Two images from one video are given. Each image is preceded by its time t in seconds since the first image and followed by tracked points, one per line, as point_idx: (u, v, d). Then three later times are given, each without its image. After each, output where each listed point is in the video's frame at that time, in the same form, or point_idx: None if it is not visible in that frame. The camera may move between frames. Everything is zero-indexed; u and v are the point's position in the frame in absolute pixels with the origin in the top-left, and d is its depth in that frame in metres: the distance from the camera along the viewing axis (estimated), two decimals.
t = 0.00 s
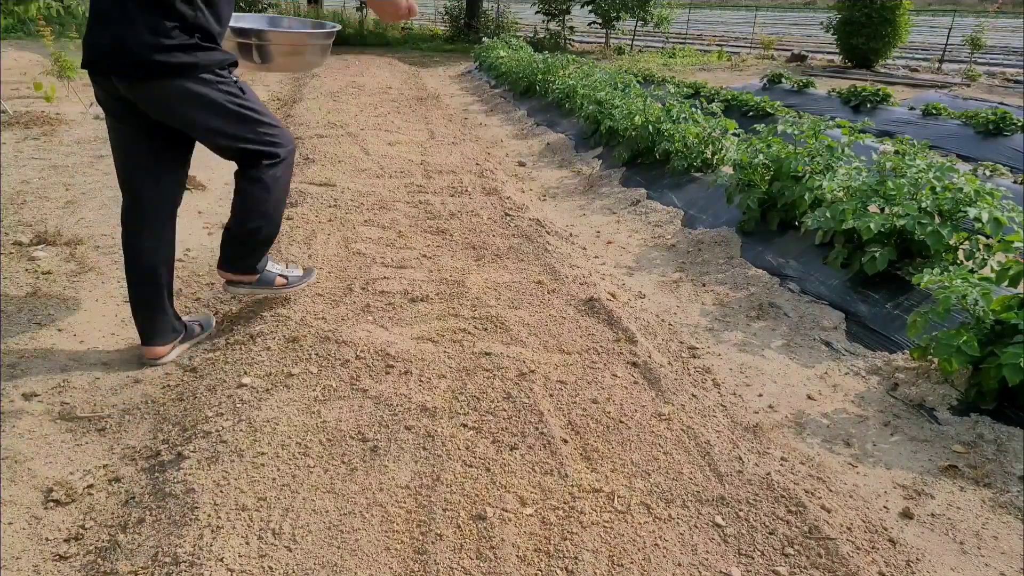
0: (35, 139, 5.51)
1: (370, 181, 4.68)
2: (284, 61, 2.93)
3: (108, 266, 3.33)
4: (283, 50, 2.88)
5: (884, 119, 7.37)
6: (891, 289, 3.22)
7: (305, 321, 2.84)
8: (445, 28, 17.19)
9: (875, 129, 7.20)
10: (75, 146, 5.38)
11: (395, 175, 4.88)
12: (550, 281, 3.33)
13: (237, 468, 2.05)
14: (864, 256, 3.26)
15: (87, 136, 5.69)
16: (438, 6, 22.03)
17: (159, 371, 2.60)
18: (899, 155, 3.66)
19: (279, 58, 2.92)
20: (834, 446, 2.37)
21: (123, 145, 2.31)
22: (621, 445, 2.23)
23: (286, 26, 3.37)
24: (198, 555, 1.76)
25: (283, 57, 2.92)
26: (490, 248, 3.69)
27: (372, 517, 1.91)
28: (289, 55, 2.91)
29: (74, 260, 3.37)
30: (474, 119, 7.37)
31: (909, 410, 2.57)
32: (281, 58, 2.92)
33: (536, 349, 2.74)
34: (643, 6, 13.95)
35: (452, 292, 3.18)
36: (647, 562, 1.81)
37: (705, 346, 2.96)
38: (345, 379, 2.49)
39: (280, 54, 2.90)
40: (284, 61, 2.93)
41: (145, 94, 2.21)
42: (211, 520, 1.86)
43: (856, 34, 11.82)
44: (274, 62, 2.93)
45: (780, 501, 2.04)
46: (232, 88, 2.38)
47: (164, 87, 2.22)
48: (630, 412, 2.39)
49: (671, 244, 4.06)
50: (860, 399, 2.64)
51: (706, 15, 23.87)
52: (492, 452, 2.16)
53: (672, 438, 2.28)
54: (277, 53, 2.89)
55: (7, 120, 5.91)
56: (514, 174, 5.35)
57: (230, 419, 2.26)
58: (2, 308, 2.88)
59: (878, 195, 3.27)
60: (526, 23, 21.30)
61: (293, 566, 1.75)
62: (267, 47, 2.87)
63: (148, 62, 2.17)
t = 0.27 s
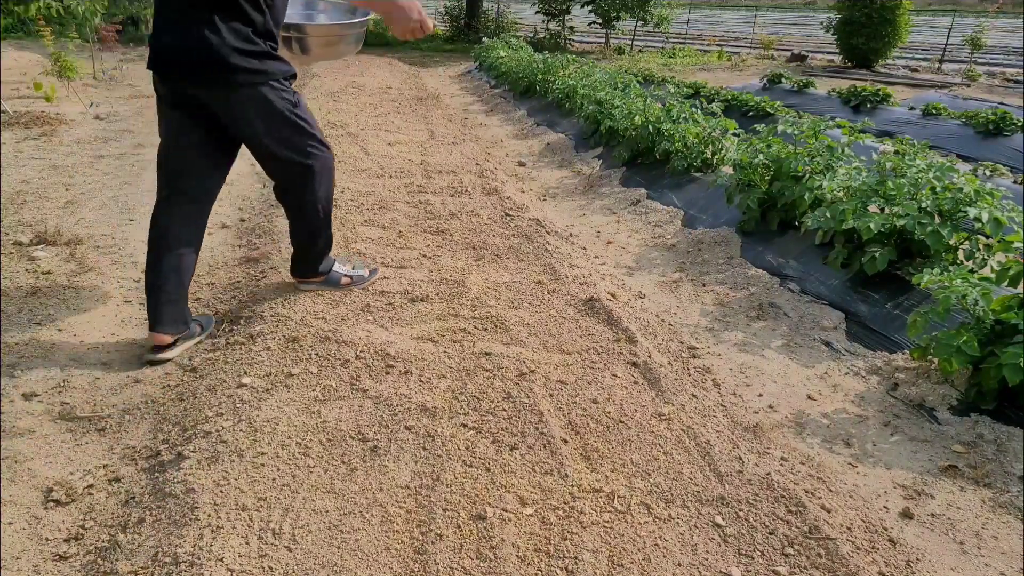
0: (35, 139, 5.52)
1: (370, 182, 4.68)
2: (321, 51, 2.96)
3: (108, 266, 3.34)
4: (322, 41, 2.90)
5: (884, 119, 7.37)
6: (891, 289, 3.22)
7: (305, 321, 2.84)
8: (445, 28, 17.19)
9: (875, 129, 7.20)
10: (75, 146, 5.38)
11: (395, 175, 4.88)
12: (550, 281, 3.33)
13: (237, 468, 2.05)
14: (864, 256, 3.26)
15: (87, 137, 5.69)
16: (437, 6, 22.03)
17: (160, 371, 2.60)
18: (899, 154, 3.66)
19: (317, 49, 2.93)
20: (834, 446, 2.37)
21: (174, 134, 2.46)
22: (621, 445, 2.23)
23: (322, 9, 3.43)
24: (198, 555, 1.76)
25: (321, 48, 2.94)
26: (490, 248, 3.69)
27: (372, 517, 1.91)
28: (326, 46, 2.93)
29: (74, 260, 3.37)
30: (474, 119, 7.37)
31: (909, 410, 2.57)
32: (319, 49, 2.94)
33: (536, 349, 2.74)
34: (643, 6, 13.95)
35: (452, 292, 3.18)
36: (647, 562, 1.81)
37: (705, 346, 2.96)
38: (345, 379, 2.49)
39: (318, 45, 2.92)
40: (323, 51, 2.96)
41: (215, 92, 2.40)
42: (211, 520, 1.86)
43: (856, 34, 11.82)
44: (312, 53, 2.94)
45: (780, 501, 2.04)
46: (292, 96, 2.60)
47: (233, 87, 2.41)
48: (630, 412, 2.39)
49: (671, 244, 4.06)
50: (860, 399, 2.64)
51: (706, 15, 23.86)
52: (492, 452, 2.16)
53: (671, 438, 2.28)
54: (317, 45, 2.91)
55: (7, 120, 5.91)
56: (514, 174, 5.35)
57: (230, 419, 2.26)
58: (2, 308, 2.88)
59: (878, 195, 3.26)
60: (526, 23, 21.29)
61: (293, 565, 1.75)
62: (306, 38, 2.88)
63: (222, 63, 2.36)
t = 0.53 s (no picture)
0: (35, 139, 5.52)
1: (370, 182, 4.68)
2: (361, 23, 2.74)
3: (108, 266, 3.33)
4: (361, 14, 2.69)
5: (884, 119, 7.37)
6: (891, 289, 3.22)
7: (305, 321, 2.84)
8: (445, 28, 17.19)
9: (875, 129, 7.21)
10: (75, 146, 5.38)
11: (395, 174, 4.88)
12: (550, 281, 3.33)
13: (237, 468, 2.05)
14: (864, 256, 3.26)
15: (86, 136, 5.69)
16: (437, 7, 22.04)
17: (160, 371, 2.60)
18: (899, 154, 3.66)
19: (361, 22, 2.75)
20: (835, 446, 2.37)
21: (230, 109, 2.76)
22: (621, 445, 2.23)
23: None
24: (198, 555, 1.76)
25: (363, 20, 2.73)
26: (490, 248, 3.69)
27: (372, 517, 1.91)
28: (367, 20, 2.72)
29: (74, 260, 3.37)
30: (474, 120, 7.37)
31: (909, 410, 2.57)
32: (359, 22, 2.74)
33: (536, 349, 2.74)
34: (643, 6, 13.95)
35: (452, 292, 3.18)
36: (647, 562, 1.81)
37: (705, 346, 2.96)
38: (345, 379, 2.49)
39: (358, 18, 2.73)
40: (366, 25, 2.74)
41: (255, 73, 2.60)
42: (211, 520, 1.86)
43: (856, 34, 11.82)
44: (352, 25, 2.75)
45: (780, 501, 2.04)
46: (327, 93, 2.72)
47: (276, 75, 2.60)
48: (630, 412, 2.39)
49: (671, 244, 4.06)
50: (860, 399, 2.64)
51: (706, 15, 23.86)
52: (492, 452, 2.16)
53: (671, 438, 2.28)
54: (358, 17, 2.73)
55: (7, 120, 5.91)
56: (514, 174, 5.35)
57: (230, 419, 2.26)
58: (2, 308, 2.88)
59: (878, 195, 3.26)
60: (526, 23, 21.29)
61: (293, 565, 1.75)
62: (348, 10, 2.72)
63: (267, 49, 2.56)
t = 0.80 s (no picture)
0: (35, 139, 5.52)
1: (370, 182, 4.68)
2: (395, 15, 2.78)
3: (108, 266, 3.34)
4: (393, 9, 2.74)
5: (884, 119, 7.37)
6: (892, 289, 3.22)
7: (305, 321, 2.84)
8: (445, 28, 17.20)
9: (875, 129, 7.21)
10: (75, 146, 5.39)
11: (395, 174, 4.88)
12: (550, 281, 3.33)
13: (236, 468, 2.05)
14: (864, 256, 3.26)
15: (87, 136, 5.69)
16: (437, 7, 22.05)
17: (160, 371, 2.60)
18: (899, 154, 3.66)
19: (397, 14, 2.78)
20: (835, 446, 2.37)
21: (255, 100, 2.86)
22: (621, 445, 2.23)
23: None
24: (198, 555, 1.76)
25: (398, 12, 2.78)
26: (490, 248, 3.69)
27: (372, 517, 1.91)
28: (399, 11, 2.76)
29: (74, 260, 3.37)
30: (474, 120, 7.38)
31: (909, 410, 2.57)
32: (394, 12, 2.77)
33: (536, 349, 2.74)
34: (643, 6, 13.95)
35: (452, 292, 3.18)
36: (647, 562, 1.81)
37: (706, 346, 2.96)
38: (345, 379, 2.49)
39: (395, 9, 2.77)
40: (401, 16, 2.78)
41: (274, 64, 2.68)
42: (211, 520, 1.86)
43: (856, 34, 11.82)
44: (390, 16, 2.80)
45: (780, 501, 2.04)
46: (339, 88, 2.74)
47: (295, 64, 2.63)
48: (630, 412, 2.39)
49: (671, 244, 4.06)
50: (860, 399, 2.64)
51: (706, 15, 23.86)
52: (492, 452, 2.16)
53: (671, 438, 2.28)
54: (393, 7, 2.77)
55: (7, 120, 5.91)
56: (514, 174, 5.35)
57: (230, 419, 2.26)
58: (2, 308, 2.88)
59: (878, 195, 3.26)
60: (526, 23, 21.29)
61: (293, 566, 1.75)
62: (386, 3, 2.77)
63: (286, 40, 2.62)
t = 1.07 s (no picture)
0: (35, 139, 5.52)
1: (370, 182, 4.68)
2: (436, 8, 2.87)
3: (108, 266, 3.34)
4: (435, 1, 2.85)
5: (884, 119, 7.37)
6: (891, 289, 3.22)
7: (305, 320, 2.84)
8: (445, 27, 17.20)
9: (875, 129, 7.21)
10: (75, 146, 5.39)
11: (395, 174, 4.88)
12: (550, 281, 3.33)
13: (237, 468, 2.05)
14: (864, 256, 3.26)
15: (87, 136, 5.69)
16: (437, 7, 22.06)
17: (160, 371, 2.60)
18: (899, 154, 3.65)
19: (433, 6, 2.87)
20: (835, 446, 2.37)
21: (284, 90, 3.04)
22: (621, 445, 2.23)
23: None
24: (198, 554, 1.76)
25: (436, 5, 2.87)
26: (490, 248, 3.69)
27: (372, 517, 1.91)
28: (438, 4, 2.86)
29: (74, 260, 3.37)
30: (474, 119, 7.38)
31: (909, 410, 2.57)
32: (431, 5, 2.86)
33: (536, 349, 2.74)
34: (643, 6, 13.95)
35: (452, 292, 3.18)
36: (647, 562, 1.81)
37: (706, 346, 2.96)
38: (345, 379, 2.49)
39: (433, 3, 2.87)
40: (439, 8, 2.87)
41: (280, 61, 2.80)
42: (211, 520, 1.86)
43: (856, 34, 11.81)
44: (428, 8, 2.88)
45: (780, 501, 2.04)
46: (334, 86, 2.76)
47: (294, 61, 2.72)
48: (630, 412, 2.39)
49: (671, 244, 4.06)
50: (861, 399, 2.64)
51: (706, 15, 23.85)
52: (492, 452, 2.16)
53: (671, 438, 2.28)
54: None
55: (7, 120, 5.91)
56: (514, 174, 5.36)
57: (230, 419, 2.26)
58: (2, 309, 2.88)
59: (878, 195, 3.26)
60: (527, 23, 21.28)
61: (293, 566, 1.75)
62: None
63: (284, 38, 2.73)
